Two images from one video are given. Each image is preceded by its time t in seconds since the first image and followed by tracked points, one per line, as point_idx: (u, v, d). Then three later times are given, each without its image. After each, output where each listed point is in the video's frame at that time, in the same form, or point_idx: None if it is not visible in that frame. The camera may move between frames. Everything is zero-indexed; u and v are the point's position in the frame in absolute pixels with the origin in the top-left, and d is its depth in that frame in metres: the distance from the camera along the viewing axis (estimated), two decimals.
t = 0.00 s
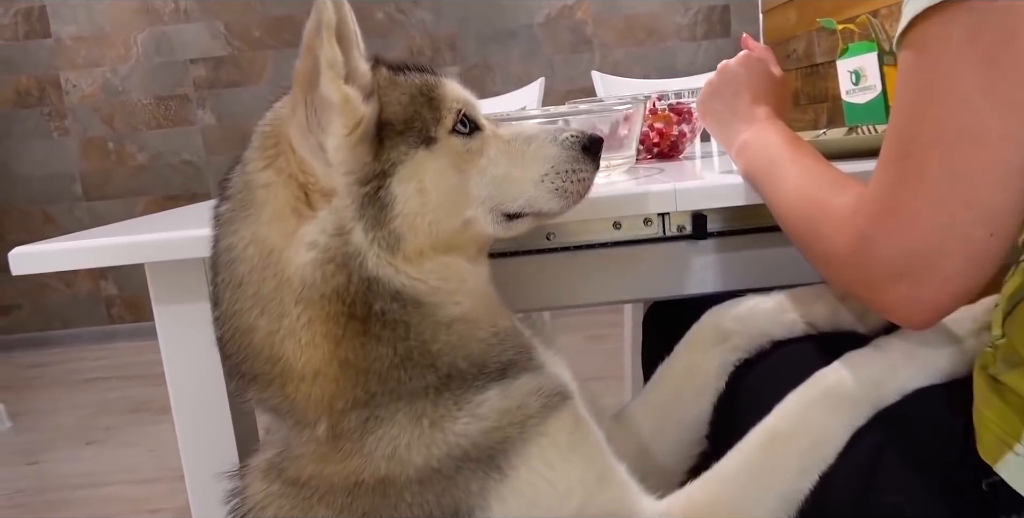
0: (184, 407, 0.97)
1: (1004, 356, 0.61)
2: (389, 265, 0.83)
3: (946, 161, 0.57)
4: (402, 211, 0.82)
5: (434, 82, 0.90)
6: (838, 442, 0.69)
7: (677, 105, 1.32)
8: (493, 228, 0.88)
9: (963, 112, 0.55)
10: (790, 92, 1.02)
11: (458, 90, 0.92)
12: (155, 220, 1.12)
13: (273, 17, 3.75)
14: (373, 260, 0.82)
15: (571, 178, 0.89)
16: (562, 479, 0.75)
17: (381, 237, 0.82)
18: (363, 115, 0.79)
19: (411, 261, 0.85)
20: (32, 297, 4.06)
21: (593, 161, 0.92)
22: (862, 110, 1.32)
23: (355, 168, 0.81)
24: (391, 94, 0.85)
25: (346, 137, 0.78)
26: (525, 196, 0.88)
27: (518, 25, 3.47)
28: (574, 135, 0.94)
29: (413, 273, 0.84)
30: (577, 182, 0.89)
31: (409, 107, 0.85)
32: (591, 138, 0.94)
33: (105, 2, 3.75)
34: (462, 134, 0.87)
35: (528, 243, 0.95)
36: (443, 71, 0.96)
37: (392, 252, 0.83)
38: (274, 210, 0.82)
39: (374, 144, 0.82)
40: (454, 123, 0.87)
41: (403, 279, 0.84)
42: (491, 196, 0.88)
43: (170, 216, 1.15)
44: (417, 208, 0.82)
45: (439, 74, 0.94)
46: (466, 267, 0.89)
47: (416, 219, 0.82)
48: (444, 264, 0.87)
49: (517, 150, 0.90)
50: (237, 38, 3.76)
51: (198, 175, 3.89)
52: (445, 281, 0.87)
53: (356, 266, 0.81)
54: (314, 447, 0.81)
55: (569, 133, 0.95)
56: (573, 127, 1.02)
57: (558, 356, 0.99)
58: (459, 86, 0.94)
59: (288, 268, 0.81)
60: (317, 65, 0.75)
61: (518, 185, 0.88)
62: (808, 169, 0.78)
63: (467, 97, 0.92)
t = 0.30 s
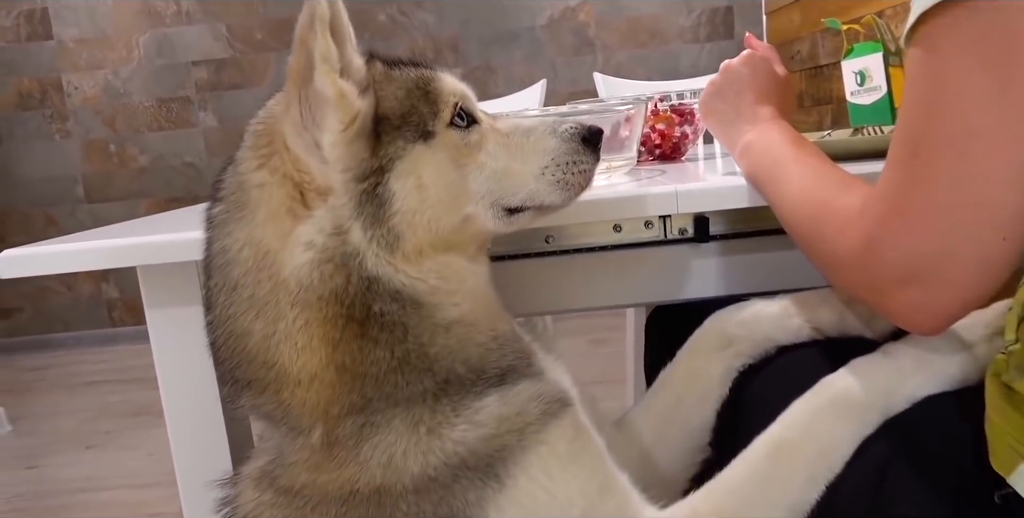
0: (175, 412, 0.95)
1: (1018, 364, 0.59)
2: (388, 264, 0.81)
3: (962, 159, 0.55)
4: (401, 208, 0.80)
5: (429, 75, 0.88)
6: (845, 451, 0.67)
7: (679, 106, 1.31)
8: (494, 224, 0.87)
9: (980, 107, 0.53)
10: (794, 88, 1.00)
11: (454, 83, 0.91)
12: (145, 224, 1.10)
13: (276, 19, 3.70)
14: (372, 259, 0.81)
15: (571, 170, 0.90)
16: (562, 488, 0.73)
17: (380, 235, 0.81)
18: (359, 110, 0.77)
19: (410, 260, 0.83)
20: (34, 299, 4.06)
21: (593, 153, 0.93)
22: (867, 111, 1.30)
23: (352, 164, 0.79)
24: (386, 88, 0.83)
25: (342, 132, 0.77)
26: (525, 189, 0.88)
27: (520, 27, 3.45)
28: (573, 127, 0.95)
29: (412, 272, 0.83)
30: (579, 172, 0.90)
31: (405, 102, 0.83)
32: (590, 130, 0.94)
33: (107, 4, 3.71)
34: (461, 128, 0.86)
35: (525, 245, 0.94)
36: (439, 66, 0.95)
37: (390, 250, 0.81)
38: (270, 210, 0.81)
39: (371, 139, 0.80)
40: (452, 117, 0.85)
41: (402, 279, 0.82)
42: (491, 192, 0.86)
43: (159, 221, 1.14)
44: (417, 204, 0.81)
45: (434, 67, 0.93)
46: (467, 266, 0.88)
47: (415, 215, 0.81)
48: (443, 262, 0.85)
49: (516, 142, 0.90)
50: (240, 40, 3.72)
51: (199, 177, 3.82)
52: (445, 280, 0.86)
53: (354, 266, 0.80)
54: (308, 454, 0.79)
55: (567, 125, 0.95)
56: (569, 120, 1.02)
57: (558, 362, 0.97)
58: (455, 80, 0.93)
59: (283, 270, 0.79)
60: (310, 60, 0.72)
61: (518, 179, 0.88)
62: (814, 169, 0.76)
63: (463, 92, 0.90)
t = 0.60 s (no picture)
0: (169, 420, 0.93)
1: None
2: (385, 266, 0.79)
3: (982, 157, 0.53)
4: (399, 207, 0.78)
5: (425, 71, 0.86)
6: (858, 463, 0.65)
7: (682, 107, 1.28)
8: (495, 222, 0.85)
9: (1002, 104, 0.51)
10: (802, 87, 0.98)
11: (451, 80, 0.89)
12: (131, 229, 1.07)
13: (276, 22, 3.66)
14: (370, 261, 0.79)
15: (572, 166, 0.89)
16: (564, 499, 0.71)
17: (377, 236, 0.79)
18: (354, 106, 0.75)
19: (408, 262, 0.81)
20: (35, 303, 4.04)
21: (595, 147, 0.92)
22: (874, 112, 1.29)
23: (347, 162, 0.77)
24: (381, 84, 0.81)
25: (336, 130, 0.75)
26: (526, 186, 0.86)
27: (522, 30, 3.43)
28: (573, 122, 0.94)
29: (411, 274, 0.81)
30: (580, 168, 0.89)
31: (401, 98, 0.81)
32: (590, 124, 0.93)
33: (108, 6, 3.66)
34: (457, 125, 0.84)
35: (522, 249, 0.92)
36: (435, 62, 0.93)
37: (388, 252, 0.79)
38: (264, 213, 0.78)
39: (367, 136, 0.78)
40: (449, 113, 0.83)
41: (401, 280, 0.80)
42: (491, 190, 0.85)
43: (147, 225, 1.11)
44: (415, 203, 0.79)
45: (430, 63, 0.91)
46: (466, 268, 0.86)
47: (414, 214, 0.79)
48: (442, 264, 0.83)
49: (514, 138, 0.88)
50: (240, 43, 3.68)
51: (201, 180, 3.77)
52: (444, 282, 0.84)
53: (351, 269, 0.78)
54: (302, 464, 0.77)
55: (568, 120, 0.94)
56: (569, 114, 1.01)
57: (560, 369, 0.94)
58: (451, 76, 0.91)
59: (278, 274, 0.77)
60: (303, 56, 0.71)
61: (518, 175, 0.86)
62: (823, 171, 0.74)
63: (460, 88, 0.88)
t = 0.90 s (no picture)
0: (159, 432, 0.90)
1: None
2: (382, 270, 0.77)
3: (1003, 157, 0.51)
4: (394, 208, 0.76)
5: (419, 67, 0.84)
6: (871, 482, 0.62)
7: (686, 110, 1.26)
8: (495, 222, 0.82)
9: None
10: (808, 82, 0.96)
11: (445, 76, 0.87)
12: (122, 235, 1.05)
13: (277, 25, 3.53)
14: (365, 265, 0.76)
15: (572, 161, 0.87)
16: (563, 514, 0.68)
17: (373, 239, 0.77)
18: (346, 105, 0.74)
19: (405, 266, 0.79)
20: (35, 308, 4.02)
21: (594, 142, 0.90)
22: (880, 115, 1.26)
23: (340, 163, 0.75)
24: (374, 82, 0.79)
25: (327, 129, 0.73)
26: (527, 186, 0.84)
27: (523, 33, 3.42)
28: (571, 116, 0.91)
29: (408, 278, 0.79)
30: (579, 163, 0.87)
31: (394, 95, 0.79)
32: (589, 118, 0.91)
33: (108, 11, 3.58)
34: (453, 122, 0.82)
35: (521, 255, 0.89)
36: (427, 58, 0.90)
37: (384, 256, 0.77)
38: (255, 218, 0.76)
39: (361, 135, 0.76)
40: (444, 110, 0.81)
41: (398, 285, 0.78)
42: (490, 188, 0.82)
43: (139, 231, 1.09)
44: (412, 204, 0.77)
45: (423, 59, 0.89)
46: (466, 271, 0.83)
47: (410, 216, 0.77)
48: (440, 267, 0.81)
49: (513, 134, 0.86)
50: (240, 47, 3.58)
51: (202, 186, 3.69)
52: (442, 285, 0.81)
53: (347, 273, 0.76)
54: (293, 479, 0.74)
55: (565, 114, 0.92)
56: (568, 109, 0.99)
57: (561, 378, 0.92)
58: (446, 72, 0.89)
59: (270, 282, 0.75)
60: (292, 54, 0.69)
61: (517, 172, 0.84)
62: (832, 180, 0.72)
63: (455, 84, 0.87)
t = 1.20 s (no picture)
0: (145, 448, 0.87)
1: None
2: (378, 275, 0.75)
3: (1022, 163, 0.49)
4: (391, 210, 0.74)
5: (413, 64, 0.83)
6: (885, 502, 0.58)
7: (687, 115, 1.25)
8: (497, 221, 0.81)
9: None
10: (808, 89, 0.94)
11: (440, 72, 0.85)
12: (112, 244, 1.01)
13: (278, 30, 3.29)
14: (362, 271, 0.74)
15: (575, 155, 0.87)
16: None
17: (369, 243, 0.74)
18: (339, 103, 0.71)
19: (402, 270, 0.77)
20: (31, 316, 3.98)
21: (597, 134, 0.90)
22: (884, 119, 1.21)
23: (334, 164, 0.73)
24: (367, 79, 0.77)
25: (321, 129, 0.71)
26: (529, 185, 0.83)
27: (523, 39, 3.29)
28: (572, 109, 0.91)
29: (406, 283, 0.76)
30: (583, 155, 0.87)
31: (389, 92, 0.77)
32: (590, 110, 0.90)
33: (104, 17, 3.35)
34: (450, 118, 0.81)
35: (519, 264, 0.86)
36: (421, 53, 0.89)
37: (380, 260, 0.75)
38: (246, 224, 0.73)
39: (355, 134, 0.74)
40: (441, 108, 0.80)
41: (395, 290, 0.76)
42: (490, 186, 0.81)
43: (130, 240, 1.05)
44: (409, 205, 0.75)
45: (414, 55, 0.87)
46: (465, 276, 0.81)
47: (408, 217, 0.75)
48: (439, 272, 0.79)
49: (511, 130, 0.85)
50: (239, 53, 3.33)
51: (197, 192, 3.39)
52: (441, 291, 0.79)
53: (343, 280, 0.73)
54: (282, 496, 0.71)
55: (565, 107, 0.91)
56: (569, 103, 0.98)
57: (560, 390, 0.90)
58: (440, 68, 0.88)
59: (263, 290, 0.72)
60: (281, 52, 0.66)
61: (519, 169, 0.83)
62: (840, 188, 0.70)
63: (450, 81, 0.85)
